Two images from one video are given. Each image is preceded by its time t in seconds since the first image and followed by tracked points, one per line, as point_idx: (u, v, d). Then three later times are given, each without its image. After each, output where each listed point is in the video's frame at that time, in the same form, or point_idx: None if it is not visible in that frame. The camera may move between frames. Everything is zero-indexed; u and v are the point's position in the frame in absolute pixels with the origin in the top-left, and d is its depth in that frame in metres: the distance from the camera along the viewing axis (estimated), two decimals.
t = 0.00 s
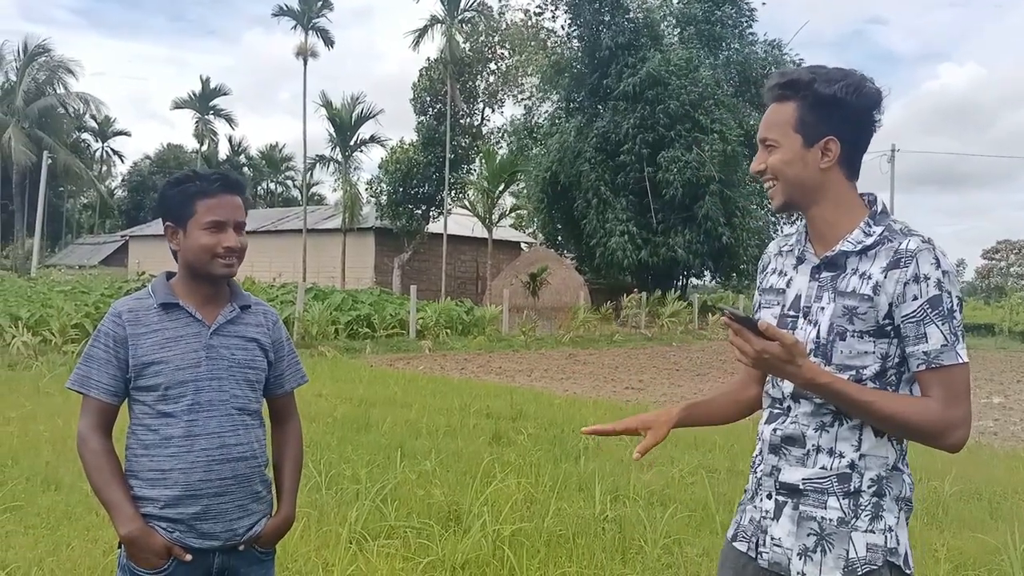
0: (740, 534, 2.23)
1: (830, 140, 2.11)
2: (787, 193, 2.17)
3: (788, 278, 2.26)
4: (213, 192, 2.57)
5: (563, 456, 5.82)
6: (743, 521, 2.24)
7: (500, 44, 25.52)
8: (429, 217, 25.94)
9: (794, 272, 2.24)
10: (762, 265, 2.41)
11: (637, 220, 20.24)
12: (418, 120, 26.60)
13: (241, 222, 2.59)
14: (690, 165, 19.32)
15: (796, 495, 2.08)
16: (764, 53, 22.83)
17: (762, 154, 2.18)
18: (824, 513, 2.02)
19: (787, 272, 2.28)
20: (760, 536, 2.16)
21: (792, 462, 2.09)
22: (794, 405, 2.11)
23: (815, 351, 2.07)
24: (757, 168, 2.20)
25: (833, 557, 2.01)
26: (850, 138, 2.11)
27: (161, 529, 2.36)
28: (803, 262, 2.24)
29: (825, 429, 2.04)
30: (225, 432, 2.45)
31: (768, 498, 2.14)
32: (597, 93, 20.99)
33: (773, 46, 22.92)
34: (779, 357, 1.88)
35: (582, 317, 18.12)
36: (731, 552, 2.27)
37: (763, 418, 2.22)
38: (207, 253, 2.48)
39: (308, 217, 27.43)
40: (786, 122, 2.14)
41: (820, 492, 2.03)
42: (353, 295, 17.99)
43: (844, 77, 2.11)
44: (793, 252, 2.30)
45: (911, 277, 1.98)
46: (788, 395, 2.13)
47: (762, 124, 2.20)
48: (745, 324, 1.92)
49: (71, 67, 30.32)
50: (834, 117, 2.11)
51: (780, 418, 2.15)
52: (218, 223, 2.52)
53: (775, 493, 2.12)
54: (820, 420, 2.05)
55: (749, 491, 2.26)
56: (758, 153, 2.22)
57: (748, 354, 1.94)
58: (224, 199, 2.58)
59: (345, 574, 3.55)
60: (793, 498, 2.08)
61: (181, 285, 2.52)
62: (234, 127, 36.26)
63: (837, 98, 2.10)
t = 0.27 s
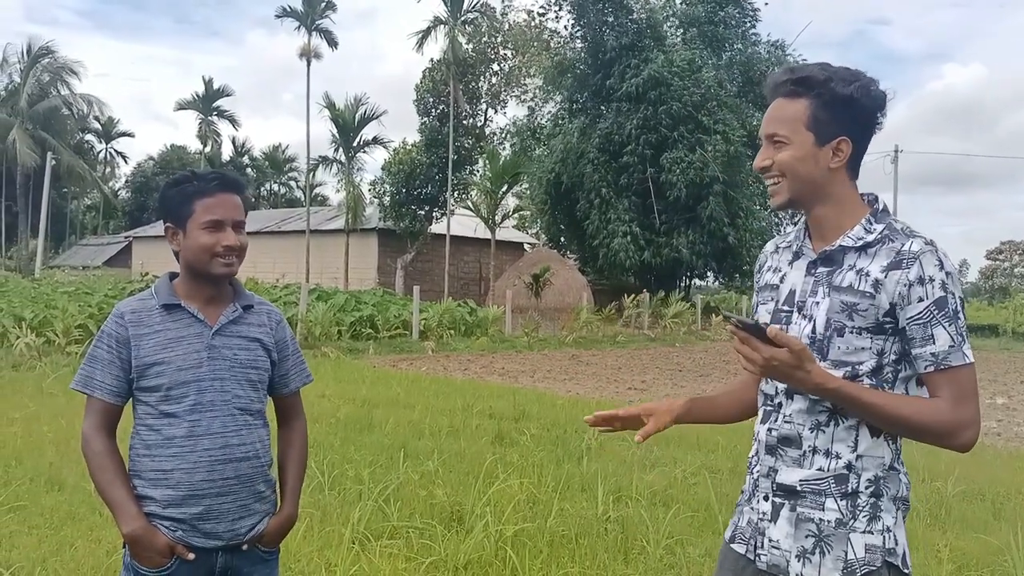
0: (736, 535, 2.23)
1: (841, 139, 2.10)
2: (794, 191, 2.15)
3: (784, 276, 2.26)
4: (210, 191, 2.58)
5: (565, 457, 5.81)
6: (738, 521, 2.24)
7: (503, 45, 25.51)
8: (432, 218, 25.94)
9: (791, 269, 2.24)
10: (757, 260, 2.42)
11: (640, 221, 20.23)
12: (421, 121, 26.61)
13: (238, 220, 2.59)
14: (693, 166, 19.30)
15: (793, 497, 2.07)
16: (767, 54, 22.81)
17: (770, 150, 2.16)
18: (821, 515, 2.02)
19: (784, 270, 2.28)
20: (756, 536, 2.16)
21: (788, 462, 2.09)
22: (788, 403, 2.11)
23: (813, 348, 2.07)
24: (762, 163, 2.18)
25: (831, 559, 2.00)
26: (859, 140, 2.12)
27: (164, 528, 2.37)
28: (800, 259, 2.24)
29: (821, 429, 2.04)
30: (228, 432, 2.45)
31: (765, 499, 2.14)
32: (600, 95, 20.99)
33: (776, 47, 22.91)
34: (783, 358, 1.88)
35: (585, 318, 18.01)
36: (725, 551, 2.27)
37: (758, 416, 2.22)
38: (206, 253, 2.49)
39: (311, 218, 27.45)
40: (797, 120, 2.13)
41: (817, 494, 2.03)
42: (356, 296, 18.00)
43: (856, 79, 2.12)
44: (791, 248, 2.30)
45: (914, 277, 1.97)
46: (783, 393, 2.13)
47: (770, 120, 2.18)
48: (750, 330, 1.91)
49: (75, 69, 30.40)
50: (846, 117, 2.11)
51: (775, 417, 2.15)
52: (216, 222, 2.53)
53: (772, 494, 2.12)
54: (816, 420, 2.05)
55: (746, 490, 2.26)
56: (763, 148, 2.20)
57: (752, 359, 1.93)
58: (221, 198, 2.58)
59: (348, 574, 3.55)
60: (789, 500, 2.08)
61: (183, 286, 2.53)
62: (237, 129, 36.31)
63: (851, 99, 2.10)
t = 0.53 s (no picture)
0: (737, 538, 2.22)
1: (868, 138, 2.11)
2: (826, 187, 2.11)
3: (782, 276, 2.25)
4: (210, 192, 2.58)
5: (567, 457, 5.82)
6: (738, 524, 2.24)
7: (505, 46, 25.49)
8: (435, 218, 25.95)
9: (788, 269, 2.23)
10: (755, 262, 2.41)
11: (642, 221, 20.22)
12: (423, 122, 26.60)
13: (238, 220, 2.59)
14: (695, 166, 19.31)
15: (794, 499, 2.07)
16: (770, 54, 22.80)
17: (806, 144, 2.10)
18: (824, 517, 2.01)
19: (781, 271, 2.26)
20: (757, 540, 2.15)
21: (789, 464, 2.08)
22: (788, 404, 2.10)
23: (814, 347, 2.05)
24: (794, 156, 2.11)
25: (835, 561, 2.00)
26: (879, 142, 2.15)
27: (168, 527, 2.37)
28: (798, 259, 2.22)
29: (822, 429, 2.03)
30: (230, 432, 2.45)
31: (766, 501, 2.13)
32: (603, 95, 20.99)
33: (779, 47, 22.89)
34: (793, 361, 1.86)
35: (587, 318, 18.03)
36: (726, 554, 2.26)
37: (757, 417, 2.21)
38: (208, 253, 2.49)
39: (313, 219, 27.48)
40: (835, 115, 2.09)
41: (819, 496, 2.02)
42: (358, 297, 18.01)
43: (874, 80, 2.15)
44: (789, 249, 2.28)
45: (918, 275, 1.96)
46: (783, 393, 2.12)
47: (808, 109, 2.11)
48: (759, 331, 1.89)
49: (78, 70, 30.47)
50: (875, 118, 2.12)
51: (774, 418, 2.14)
52: (215, 223, 2.53)
53: (773, 496, 2.11)
54: (816, 420, 2.04)
55: (745, 493, 2.26)
56: (793, 141, 2.13)
57: (760, 360, 1.92)
58: (220, 199, 2.59)
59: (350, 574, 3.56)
60: (790, 502, 2.07)
61: (185, 287, 2.54)
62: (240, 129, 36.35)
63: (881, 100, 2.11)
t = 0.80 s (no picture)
0: (743, 542, 2.14)
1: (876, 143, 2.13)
2: (846, 185, 2.08)
3: (781, 277, 2.19)
4: (214, 194, 2.59)
5: (568, 457, 5.82)
6: (744, 528, 2.16)
7: (506, 46, 25.47)
8: (436, 218, 25.95)
9: (789, 270, 2.17)
10: (746, 264, 2.35)
11: (644, 222, 20.21)
12: (425, 122, 26.59)
13: (241, 221, 2.60)
14: (696, 167, 19.30)
15: (807, 501, 2.01)
16: (771, 54, 22.80)
17: (833, 143, 2.08)
18: (838, 518, 1.96)
19: (779, 271, 2.21)
20: (767, 544, 2.08)
21: (799, 466, 2.03)
22: (797, 405, 2.04)
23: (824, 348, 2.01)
24: (823, 154, 2.06)
25: (852, 562, 1.94)
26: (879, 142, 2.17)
27: (170, 526, 2.38)
28: (800, 260, 2.16)
29: (833, 430, 1.98)
30: (230, 431, 2.45)
31: (774, 505, 2.07)
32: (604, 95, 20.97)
33: (780, 47, 22.89)
34: (815, 355, 1.83)
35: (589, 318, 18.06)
36: (732, 559, 2.18)
37: (761, 420, 2.13)
38: (211, 253, 2.50)
39: (314, 219, 27.48)
40: (858, 114, 2.08)
41: (833, 497, 1.97)
42: (359, 297, 18.01)
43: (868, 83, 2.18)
44: (787, 249, 2.22)
45: (929, 274, 1.95)
46: (791, 392, 2.05)
47: (828, 107, 2.09)
48: (781, 323, 1.86)
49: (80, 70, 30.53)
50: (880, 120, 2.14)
51: (781, 419, 2.07)
52: (219, 224, 2.54)
53: (783, 499, 2.05)
54: (828, 421, 1.99)
55: (747, 496, 2.19)
56: (818, 138, 2.10)
57: (780, 353, 1.88)
58: (224, 200, 2.59)
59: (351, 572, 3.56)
60: (802, 504, 2.01)
61: (187, 288, 2.54)
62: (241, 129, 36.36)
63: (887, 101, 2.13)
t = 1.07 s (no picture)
0: (759, 547, 2.08)
1: (873, 142, 2.11)
2: (835, 190, 2.08)
3: (785, 275, 2.17)
4: (219, 194, 2.59)
5: (569, 456, 5.82)
6: (759, 532, 2.10)
7: (507, 45, 25.45)
8: (437, 217, 25.95)
9: (794, 268, 2.15)
10: (743, 262, 2.33)
11: (645, 221, 20.20)
12: (426, 121, 26.58)
13: (245, 222, 2.61)
14: (698, 166, 19.30)
15: (827, 502, 1.97)
16: (773, 53, 22.79)
17: (816, 148, 2.08)
18: (860, 518, 1.94)
19: (783, 270, 2.19)
20: (787, 546, 2.03)
21: (819, 466, 1.99)
22: (814, 405, 2.01)
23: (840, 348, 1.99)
24: (804, 161, 2.08)
25: (876, 561, 1.93)
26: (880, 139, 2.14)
27: (172, 525, 2.38)
28: (806, 259, 2.15)
29: (853, 429, 1.96)
30: (233, 430, 2.46)
31: (793, 506, 2.02)
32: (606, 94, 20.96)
33: (781, 46, 22.88)
34: (846, 358, 1.81)
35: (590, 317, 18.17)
36: (747, 564, 2.12)
37: (772, 421, 2.09)
38: (213, 253, 2.50)
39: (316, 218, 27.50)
40: (843, 118, 2.08)
41: (855, 497, 1.94)
42: (360, 296, 18.01)
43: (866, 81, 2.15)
44: (790, 248, 2.21)
45: (945, 272, 1.95)
46: (806, 392, 2.02)
47: (815, 112, 2.10)
48: (815, 327, 1.81)
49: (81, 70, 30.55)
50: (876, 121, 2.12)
51: (796, 419, 2.03)
52: (224, 224, 2.55)
53: (802, 501, 2.00)
54: (847, 420, 1.97)
55: (756, 498, 2.14)
56: (802, 146, 2.11)
57: (809, 356, 1.84)
58: (228, 201, 2.60)
59: (353, 571, 3.57)
60: (822, 505, 1.98)
61: (191, 287, 2.54)
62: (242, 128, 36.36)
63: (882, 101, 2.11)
